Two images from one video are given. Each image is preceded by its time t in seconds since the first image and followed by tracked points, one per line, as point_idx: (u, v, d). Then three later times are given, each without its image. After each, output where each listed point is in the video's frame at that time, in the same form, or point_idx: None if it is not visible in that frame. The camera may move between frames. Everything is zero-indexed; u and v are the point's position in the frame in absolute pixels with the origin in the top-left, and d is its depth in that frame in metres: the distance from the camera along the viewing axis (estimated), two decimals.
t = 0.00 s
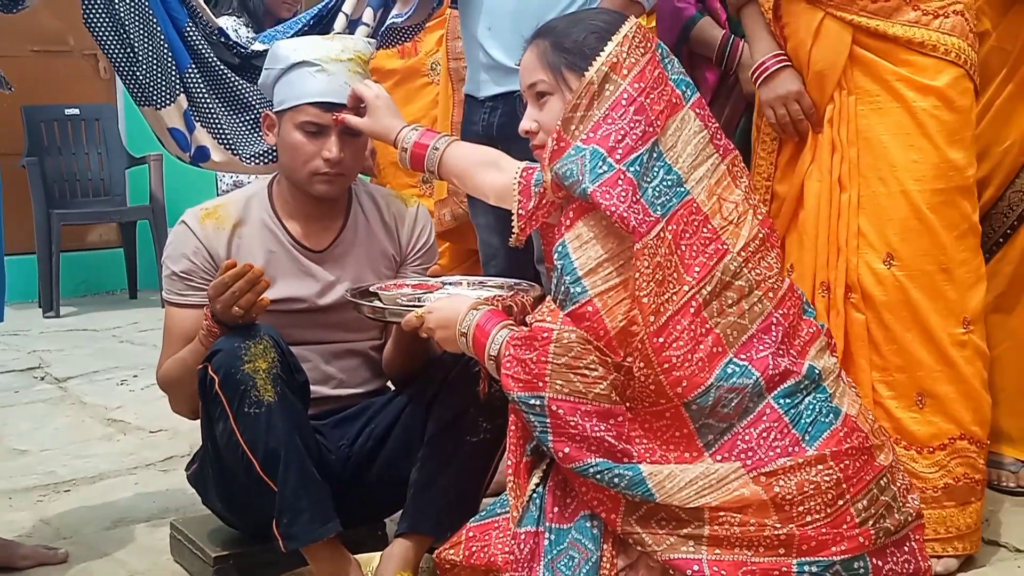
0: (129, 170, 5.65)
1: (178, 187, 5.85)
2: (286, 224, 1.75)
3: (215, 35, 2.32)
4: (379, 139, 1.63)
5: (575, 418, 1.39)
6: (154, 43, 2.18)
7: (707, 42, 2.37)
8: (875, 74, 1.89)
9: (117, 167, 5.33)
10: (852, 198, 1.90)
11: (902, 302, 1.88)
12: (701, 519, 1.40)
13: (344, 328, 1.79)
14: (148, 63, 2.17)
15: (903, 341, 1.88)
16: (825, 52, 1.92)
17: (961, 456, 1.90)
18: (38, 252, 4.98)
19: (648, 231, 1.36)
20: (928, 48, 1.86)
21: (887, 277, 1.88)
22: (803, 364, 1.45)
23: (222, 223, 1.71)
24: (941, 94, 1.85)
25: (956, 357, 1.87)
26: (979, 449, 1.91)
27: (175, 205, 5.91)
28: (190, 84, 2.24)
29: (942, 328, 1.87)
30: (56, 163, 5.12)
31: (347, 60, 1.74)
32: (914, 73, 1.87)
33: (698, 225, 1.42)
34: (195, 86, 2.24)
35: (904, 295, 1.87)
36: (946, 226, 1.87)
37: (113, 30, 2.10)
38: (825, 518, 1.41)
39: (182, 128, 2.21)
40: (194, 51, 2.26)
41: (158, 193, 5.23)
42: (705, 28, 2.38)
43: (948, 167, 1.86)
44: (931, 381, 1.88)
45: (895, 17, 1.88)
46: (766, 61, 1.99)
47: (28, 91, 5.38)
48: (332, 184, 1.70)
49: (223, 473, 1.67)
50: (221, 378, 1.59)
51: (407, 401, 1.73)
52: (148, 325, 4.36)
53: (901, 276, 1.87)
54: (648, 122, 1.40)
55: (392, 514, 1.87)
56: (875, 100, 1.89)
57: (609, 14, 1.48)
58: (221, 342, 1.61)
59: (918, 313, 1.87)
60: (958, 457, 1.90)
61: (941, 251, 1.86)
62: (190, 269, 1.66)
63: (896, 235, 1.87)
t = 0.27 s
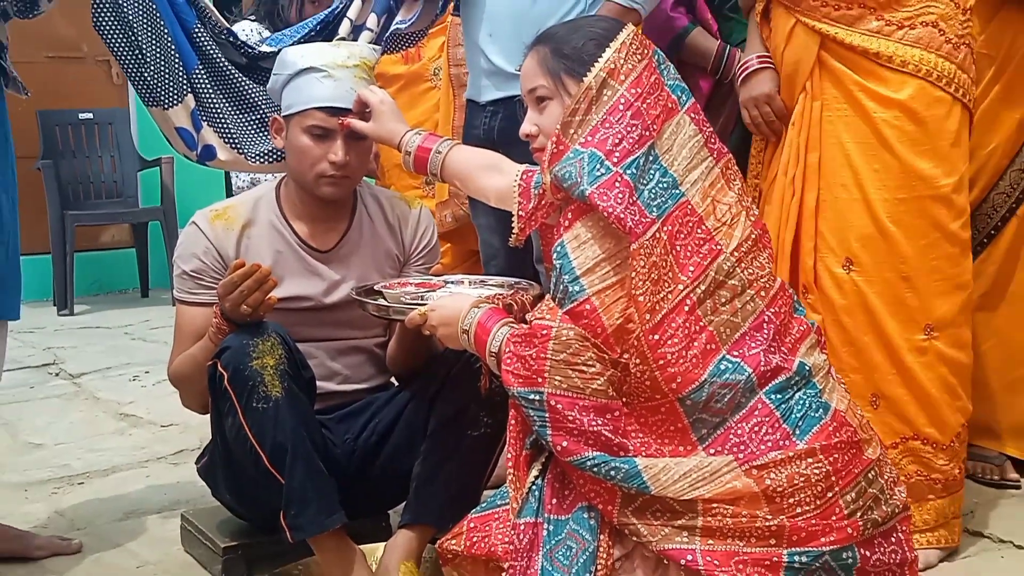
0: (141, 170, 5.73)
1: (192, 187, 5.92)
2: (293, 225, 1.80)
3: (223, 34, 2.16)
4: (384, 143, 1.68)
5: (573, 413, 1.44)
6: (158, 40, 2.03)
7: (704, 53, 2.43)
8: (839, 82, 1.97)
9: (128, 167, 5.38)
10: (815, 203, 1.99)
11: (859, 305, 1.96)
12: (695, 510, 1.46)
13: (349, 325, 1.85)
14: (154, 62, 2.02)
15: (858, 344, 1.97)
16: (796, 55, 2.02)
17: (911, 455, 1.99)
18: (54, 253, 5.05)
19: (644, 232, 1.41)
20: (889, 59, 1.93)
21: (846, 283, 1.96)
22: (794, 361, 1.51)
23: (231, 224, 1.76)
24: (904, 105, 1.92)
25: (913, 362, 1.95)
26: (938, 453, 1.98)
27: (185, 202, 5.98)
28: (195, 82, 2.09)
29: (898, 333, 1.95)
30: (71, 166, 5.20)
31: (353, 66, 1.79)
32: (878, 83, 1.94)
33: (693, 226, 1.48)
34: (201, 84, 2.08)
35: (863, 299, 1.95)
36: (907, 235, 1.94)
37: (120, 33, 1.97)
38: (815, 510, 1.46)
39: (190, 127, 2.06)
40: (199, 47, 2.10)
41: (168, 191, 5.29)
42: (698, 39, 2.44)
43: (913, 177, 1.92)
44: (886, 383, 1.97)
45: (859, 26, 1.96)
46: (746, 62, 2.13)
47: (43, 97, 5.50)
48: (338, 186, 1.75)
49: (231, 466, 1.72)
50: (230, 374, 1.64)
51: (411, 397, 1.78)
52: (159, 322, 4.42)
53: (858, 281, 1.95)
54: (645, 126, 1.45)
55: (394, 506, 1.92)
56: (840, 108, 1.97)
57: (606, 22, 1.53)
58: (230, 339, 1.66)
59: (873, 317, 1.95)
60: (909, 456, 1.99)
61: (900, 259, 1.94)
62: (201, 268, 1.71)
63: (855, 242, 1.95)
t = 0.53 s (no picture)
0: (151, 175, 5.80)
1: (197, 188, 6.01)
2: (298, 227, 1.84)
3: (228, 34, 2.16)
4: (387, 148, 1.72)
5: (572, 410, 1.49)
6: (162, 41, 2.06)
7: (700, 57, 2.47)
8: (851, 89, 2.00)
9: (137, 171, 5.46)
10: (826, 210, 2.02)
11: (867, 311, 1.99)
12: (691, 506, 1.50)
13: (351, 326, 1.89)
14: (157, 62, 2.06)
15: (867, 349, 2.00)
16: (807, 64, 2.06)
17: (916, 460, 2.03)
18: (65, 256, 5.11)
19: (641, 233, 1.45)
20: (900, 67, 1.97)
21: (854, 289, 2.00)
22: (787, 360, 1.55)
23: (237, 226, 1.80)
24: (914, 113, 1.96)
25: (920, 368, 1.99)
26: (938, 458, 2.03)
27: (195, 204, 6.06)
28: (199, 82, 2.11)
29: (906, 340, 1.98)
30: (79, 169, 5.26)
31: (356, 72, 1.83)
32: (889, 91, 1.98)
33: (688, 229, 1.51)
34: (204, 84, 2.11)
35: (871, 306, 1.99)
36: (915, 242, 1.97)
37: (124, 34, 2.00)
38: (808, 506, 1.50)
39: (193, 128, 2.10)
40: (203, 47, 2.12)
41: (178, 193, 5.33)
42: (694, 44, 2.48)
43: (921, 185, 1.96)
44: (892, 390, 2.00)
45: (871, 34, 1.99)
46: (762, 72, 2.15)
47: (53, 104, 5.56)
48: (341, 190, 1.79)
49: (236, 464, 1.77)
50: (235, 373, 1.68)
51: (413, 395, 1.82)
52: (167, 322, 4.47)
53: (867, 288, 1.99)
54: (641, 131, 1.49)
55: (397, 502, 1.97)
56: (851, 114, 2.00)
57: (602, 29, 1.56)
58: (235, 339, 1.70)
59: (882, 323, 1.98)
60: (914, 461, 2.03)
61: (907, 266, 1.98)
62: (207, 269, 1.75)
63: (864, 248, 1.99)
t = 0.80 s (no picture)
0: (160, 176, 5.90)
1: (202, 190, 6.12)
2: (303, 227, 1.90)
3: (235, 40, 2.21)
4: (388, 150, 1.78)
5: (567, 404, 1.54)
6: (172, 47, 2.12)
7: (687, 68, 2.51)
8: (857, 96, 2.05)
9: (145, 173, 5.59)
10: (837, 214, 2.07)
11: (877, 311, 2.06)
12: (682, 497, 1.55)
13: (354, 322, 1.95)
14: (167, 68, 2.11)
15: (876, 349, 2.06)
16: (810, 73, 2.09)
17: (922, 459, 2.08)
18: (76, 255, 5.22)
19: (635, 233, 1.51)
20: (905, 75, 2.01)
21: (865, 289, 2.06)
22: (776, 356, 1.61)
23: (243, 226, 1.86)
24: (920, 119, 2.01)
25: (927, 366, 2.05)
26: (945, 454, 2.08)
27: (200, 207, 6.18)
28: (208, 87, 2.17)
29: (914, 340, 2.04)
30: (90, 170, 5.40)
31: (359, 77, 1.89)
32: (896, 97, 2.03)
33: (681, 228, 1.57)
34: (212, 88, 2.16)
35: (880, 306, 2.05)
36: (922, 244, 2.03)
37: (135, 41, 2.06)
38: (796, 496, 1.55)
39: (202, 131, 2.16)
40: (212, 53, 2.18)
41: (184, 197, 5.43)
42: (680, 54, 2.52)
43: (928, 189, 2.02)
44: (899, 388, 2.06)
45: (876, 43, 2.03)
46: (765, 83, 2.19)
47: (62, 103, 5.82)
48: (344, 191, 1.85)
49: (241, 458, 1.83)
50: (242, 368, 1.74)
51: (414, 390, 1.88)
52: (174, 320, 4.54)
53: (877, 289, 2.05)
54: (635, 134, 1.55)
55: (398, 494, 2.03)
56: (859, 120, 2.05)
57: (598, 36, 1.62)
58: (241, 335, 1.76)
59: (891, 323, 2.05)
60: (919, 459, 2.08)
61: (915, 268, 2.03)
62: (214, 268, 1.81)
63: (874, 251, 2.04)
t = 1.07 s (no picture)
0: (168, 177, 6.03)
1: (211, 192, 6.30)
2: (308, 225, 1.94)
3: (244, 45, 2.25)
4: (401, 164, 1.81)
5: (566, 400, 1.59)
6: (183, 52, 2.15)
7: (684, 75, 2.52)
8: (852, 95, 2.08)
9: (155, 175, 5.75)
10: (835, 211, 2.11)
11: (876, 305, 2.09)
12: (679, 490, 1.59)
13: (358, 320, 1.99)
14: (178, 72, 2.14)
15: (878, 342, 2.10)
16: (805, 73, 2.10)
17: (928, 449, 2.11)
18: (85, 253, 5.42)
19: (634, 234, 1.56)
20: (900, 74, 2.05)
21: (864, 283, 2.10)
22: (770, 352, 1.65)
23: (251, 225, 1.91)
24: (916, 116, 2.05)
25: (928, 358, 2.08)
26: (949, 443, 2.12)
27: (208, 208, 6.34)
28: (218, 91, 2.20)
29: (915, 332, 2.08)
30: (101, 172, 5.51)
31: (364, 82, 1.93)
32: (891, 95, 2.06)
33: (678, 228, 1.61)
34: (223, 93, 2.20)
35: (880, 300, 2.09)
36: (920, 238, 2.07)
37: (147, 46, 2.10)
38: (791, 489, 1.58)
39: (211, 133, 2.20)
40: (221, 58, 2.21)
41: (192, 197, 5.63)
42: (677, 61, 2.52)
43: (925, 184, 2.06)
44: (902, 380, 2.10)
45: (870, 43, 2.07)
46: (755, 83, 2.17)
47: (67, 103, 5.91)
48: (348, 193, 1.89)
49: (249, 450, 1.88)
50: (249, 364, 1.79)
51: (417, 384, 1.93)
52: (182, 317, 4.61)
53: (877, 283, 2.09)
54: (632, 137, 1.59)
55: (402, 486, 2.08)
56: (854, 118, 2.09)
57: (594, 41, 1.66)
58: (248, 332, 1.80)
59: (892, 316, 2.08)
60: (925, 450, 2.11)
61: (913, 261, 2.07)
62: (222, 266, 1.85)
63: (873, 246, 2.09)
